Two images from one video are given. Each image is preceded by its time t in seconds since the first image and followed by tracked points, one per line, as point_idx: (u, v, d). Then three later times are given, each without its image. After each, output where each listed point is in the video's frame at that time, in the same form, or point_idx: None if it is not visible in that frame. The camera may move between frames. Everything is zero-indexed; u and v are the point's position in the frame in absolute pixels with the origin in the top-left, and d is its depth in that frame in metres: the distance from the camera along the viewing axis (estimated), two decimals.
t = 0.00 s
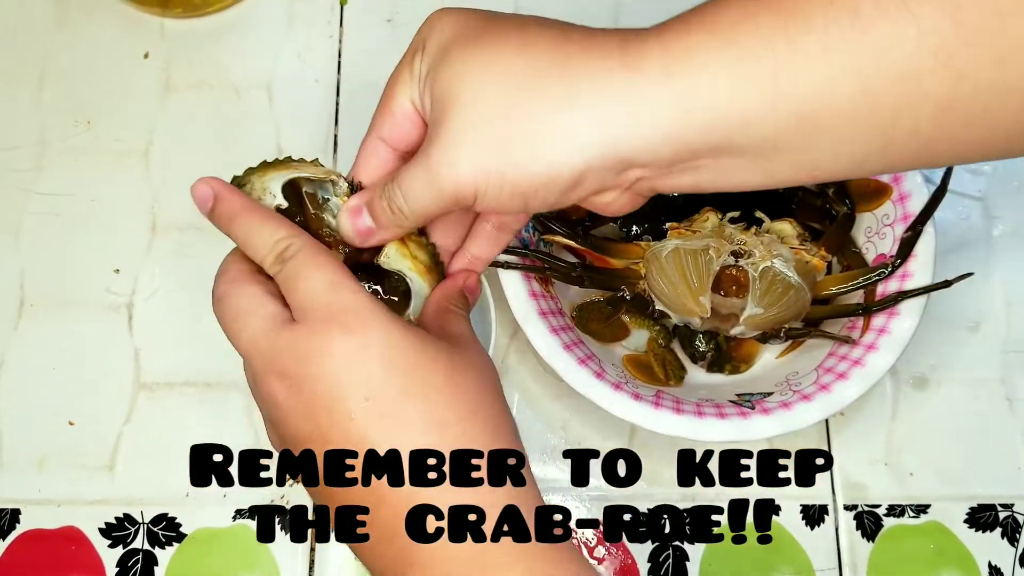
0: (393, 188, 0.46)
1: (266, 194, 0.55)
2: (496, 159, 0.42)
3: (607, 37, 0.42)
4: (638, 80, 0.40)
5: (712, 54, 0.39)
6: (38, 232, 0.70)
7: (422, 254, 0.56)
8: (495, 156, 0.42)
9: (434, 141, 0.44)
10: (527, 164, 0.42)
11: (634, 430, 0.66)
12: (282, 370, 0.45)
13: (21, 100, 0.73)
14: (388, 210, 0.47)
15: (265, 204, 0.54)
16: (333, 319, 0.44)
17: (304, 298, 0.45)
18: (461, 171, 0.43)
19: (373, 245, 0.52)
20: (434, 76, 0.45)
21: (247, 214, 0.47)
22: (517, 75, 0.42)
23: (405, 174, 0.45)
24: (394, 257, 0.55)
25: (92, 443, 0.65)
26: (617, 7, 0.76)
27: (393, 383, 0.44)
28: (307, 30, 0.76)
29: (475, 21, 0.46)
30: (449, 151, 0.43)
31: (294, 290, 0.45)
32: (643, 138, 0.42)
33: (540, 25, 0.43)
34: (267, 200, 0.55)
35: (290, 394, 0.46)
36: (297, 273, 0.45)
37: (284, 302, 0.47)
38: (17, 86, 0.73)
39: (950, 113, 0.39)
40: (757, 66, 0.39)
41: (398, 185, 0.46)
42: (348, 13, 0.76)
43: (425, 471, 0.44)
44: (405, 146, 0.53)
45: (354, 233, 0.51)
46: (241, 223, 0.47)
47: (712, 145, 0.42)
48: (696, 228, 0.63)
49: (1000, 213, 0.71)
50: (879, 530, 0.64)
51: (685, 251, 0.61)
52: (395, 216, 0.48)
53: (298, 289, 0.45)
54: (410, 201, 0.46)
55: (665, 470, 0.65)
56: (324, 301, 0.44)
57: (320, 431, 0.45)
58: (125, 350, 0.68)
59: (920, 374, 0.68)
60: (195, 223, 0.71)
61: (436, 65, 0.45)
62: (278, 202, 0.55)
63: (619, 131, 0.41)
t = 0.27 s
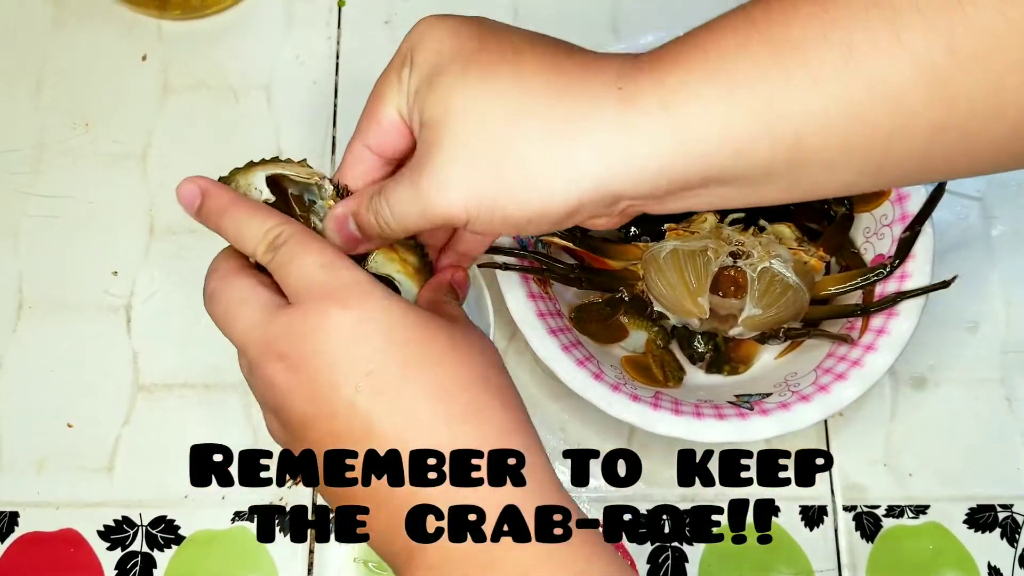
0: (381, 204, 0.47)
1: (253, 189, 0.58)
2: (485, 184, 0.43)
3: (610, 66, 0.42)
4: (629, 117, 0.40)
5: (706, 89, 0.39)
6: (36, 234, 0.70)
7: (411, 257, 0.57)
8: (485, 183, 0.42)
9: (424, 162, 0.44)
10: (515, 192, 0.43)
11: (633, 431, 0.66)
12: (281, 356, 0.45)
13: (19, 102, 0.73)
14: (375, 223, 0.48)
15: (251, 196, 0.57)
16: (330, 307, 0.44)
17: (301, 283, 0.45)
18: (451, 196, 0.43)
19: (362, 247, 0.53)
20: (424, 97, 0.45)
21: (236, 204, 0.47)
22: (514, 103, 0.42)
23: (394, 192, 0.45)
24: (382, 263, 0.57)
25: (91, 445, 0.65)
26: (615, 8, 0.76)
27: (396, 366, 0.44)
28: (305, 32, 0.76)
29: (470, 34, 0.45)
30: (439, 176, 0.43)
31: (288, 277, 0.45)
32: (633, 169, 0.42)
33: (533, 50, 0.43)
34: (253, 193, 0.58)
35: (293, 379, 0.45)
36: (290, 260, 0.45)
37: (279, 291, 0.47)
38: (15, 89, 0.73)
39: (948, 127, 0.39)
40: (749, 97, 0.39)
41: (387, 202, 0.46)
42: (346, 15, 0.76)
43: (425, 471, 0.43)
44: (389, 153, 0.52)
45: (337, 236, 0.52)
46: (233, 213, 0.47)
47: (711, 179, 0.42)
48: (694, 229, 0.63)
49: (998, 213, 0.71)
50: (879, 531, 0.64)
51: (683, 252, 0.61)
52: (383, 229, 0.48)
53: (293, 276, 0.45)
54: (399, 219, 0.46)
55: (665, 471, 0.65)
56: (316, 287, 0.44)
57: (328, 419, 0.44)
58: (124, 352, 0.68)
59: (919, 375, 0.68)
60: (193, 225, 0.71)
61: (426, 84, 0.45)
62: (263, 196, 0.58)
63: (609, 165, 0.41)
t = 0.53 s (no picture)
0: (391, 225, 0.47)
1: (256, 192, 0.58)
2: (497, 212, 0.43)
3: (616, 101, 0.43)
4: (629, 152, 0.42)
5: (709, 129, 0.41)
6: (35, 234, 0.70)
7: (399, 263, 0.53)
8: (494, 212, 0.43)
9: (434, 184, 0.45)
10: (522, 222, 0.44)
11: (633, 431, 0.66)
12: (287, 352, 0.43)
13: (18, 103, 0.73)
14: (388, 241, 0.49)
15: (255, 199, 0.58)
16: (334, 300, 0.42)
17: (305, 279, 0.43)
18: (461, 225, 0.44)
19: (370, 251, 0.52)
20: (427, 125, 0.45)
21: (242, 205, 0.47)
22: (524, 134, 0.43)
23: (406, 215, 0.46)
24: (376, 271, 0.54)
25: (90, 445, 0.65)
26: (613, 8, 0.77)
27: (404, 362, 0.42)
28: (304, 32, 0.76)
29: (472, 56, 0.46)
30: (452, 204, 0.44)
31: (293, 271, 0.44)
32: (632, 204, 0.42)
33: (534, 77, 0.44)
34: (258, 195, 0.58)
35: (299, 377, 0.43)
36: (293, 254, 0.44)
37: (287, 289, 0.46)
38: (14, 89, 0.73)
39: (949, 145, 0.40)
40: (750, 130, 0.40)
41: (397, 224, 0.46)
42: (345, 15, 0.76)
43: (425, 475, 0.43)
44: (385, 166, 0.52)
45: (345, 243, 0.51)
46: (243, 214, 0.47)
47: (711, 211, 0.43)
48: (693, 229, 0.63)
49: (997, 213, 0.71)
50: (878, 530, 0.64)
51: (682, 252, 0.61)
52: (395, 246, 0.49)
53: (299, 271, 0.44)
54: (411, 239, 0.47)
55: (664, 472, 0.65)
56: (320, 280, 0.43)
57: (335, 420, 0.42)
58: (123, 352, 0.68)
59: (919, 374, 0.68)
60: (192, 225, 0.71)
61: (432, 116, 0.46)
62: (266, 199, 0.58)
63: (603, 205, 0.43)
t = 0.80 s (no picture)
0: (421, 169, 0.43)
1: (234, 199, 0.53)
2: (531, 117, 0.40)
3: None
4: (657, 25, 0.37)
5: None
6: (35, 234, 0.70)
7: (413, 245, 0.55)
8: (534, 120, 0.40)
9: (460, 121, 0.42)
10: (561, 116, 0.39)
11: (632, 429, 0.66)
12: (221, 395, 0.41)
13: (17, 103, 0.73)
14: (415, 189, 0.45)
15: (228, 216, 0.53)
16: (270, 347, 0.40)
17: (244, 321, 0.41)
18: (501, 137, 0.40)
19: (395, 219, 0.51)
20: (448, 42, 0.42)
21: (194, 222, 0.45)
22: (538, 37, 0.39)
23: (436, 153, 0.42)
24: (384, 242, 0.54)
25: (89, 444, 0.65)
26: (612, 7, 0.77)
27: (344, 416, 0.40)
28: (303, 31, 0.76)
29: None
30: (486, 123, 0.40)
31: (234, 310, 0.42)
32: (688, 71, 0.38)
33: None
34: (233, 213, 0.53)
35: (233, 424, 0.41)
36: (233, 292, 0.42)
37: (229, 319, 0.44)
38: (13, 89, 0.74)
39: (977, 76, 0.37)
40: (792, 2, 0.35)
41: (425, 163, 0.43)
42: (344, 13, 0.76)
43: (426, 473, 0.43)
44: (402, 129, 0.51)
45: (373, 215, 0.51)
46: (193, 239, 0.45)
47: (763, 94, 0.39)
48: (692, 228, 0.63)
49: (996, 212, 0.71)
50: (877, 529, 0.64)
51: (680, 251, 0.61)
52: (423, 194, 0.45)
53: (233, 304, 0.41)
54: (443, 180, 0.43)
55: (663, 471, 0.65)
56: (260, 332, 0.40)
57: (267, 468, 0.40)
58: (122, 351, 0.68)
59: (918, 373, 0.68)
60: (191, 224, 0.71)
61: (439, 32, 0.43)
62: (241, 210, 0.53)
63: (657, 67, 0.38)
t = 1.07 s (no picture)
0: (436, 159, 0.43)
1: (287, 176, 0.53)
2: (546, 72, 0.41)
3: None
4: None
5: None
6: (35, 234, 0.70)
7: (456, 252, 0.55)
8: (542, 80, 0.41)
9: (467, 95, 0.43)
10: (572, 62, 0.41)
11: (632, 430, 0.66)
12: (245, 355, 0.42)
13: (17, 103, 0.73)
14: (441, 183, 0.44)
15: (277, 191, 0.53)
16: (299, 315, 0.41)
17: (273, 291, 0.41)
18: (515, 101, 0.41)
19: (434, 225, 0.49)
20: (434, 19, 0.44)
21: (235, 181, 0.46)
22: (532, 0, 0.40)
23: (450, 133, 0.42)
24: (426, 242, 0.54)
25: (89, 445, 0.65)
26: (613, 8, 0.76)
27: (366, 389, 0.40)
28: (302, 31, 0.76)
29: None
30: (497, 89, 0.41)
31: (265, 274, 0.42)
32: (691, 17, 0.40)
33: None
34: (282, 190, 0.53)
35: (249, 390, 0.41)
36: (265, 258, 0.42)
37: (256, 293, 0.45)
38: (12, 90, 0.73)
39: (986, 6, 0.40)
40: None
41: (441, 151, 0.43)
42: (344, 14, 0.76)
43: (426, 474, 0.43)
44: (387, 99, 0.54)
45: (410, 224, 0.48)
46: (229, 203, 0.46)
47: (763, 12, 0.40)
48: (692, 229, 0.64)
49: (996, 212, 0.71)
50: (877, 529, 0.64)
51: (680, 251, 0.61)
52: (452, 189, 0.45)
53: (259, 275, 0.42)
54: (466, 165, 0.43)
55: (663, 472, 0.65)
56: (293, 299, 0.41)
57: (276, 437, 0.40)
58: (122, 352, 0.68)
59: (918, 373, 0.68)
60: (191, 225, 0.71)
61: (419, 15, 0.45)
62: (291, 186, 0.54)
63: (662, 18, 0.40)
